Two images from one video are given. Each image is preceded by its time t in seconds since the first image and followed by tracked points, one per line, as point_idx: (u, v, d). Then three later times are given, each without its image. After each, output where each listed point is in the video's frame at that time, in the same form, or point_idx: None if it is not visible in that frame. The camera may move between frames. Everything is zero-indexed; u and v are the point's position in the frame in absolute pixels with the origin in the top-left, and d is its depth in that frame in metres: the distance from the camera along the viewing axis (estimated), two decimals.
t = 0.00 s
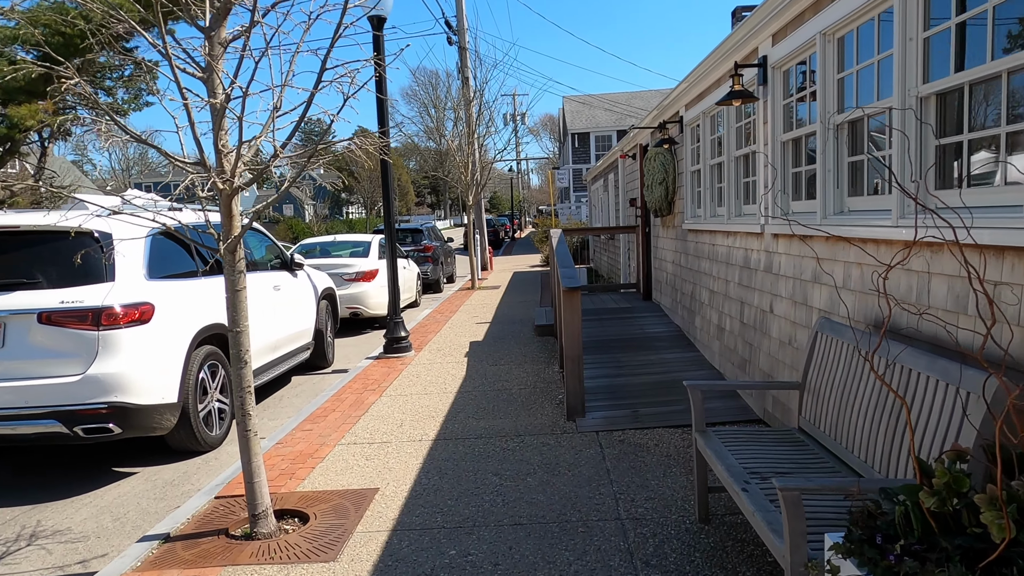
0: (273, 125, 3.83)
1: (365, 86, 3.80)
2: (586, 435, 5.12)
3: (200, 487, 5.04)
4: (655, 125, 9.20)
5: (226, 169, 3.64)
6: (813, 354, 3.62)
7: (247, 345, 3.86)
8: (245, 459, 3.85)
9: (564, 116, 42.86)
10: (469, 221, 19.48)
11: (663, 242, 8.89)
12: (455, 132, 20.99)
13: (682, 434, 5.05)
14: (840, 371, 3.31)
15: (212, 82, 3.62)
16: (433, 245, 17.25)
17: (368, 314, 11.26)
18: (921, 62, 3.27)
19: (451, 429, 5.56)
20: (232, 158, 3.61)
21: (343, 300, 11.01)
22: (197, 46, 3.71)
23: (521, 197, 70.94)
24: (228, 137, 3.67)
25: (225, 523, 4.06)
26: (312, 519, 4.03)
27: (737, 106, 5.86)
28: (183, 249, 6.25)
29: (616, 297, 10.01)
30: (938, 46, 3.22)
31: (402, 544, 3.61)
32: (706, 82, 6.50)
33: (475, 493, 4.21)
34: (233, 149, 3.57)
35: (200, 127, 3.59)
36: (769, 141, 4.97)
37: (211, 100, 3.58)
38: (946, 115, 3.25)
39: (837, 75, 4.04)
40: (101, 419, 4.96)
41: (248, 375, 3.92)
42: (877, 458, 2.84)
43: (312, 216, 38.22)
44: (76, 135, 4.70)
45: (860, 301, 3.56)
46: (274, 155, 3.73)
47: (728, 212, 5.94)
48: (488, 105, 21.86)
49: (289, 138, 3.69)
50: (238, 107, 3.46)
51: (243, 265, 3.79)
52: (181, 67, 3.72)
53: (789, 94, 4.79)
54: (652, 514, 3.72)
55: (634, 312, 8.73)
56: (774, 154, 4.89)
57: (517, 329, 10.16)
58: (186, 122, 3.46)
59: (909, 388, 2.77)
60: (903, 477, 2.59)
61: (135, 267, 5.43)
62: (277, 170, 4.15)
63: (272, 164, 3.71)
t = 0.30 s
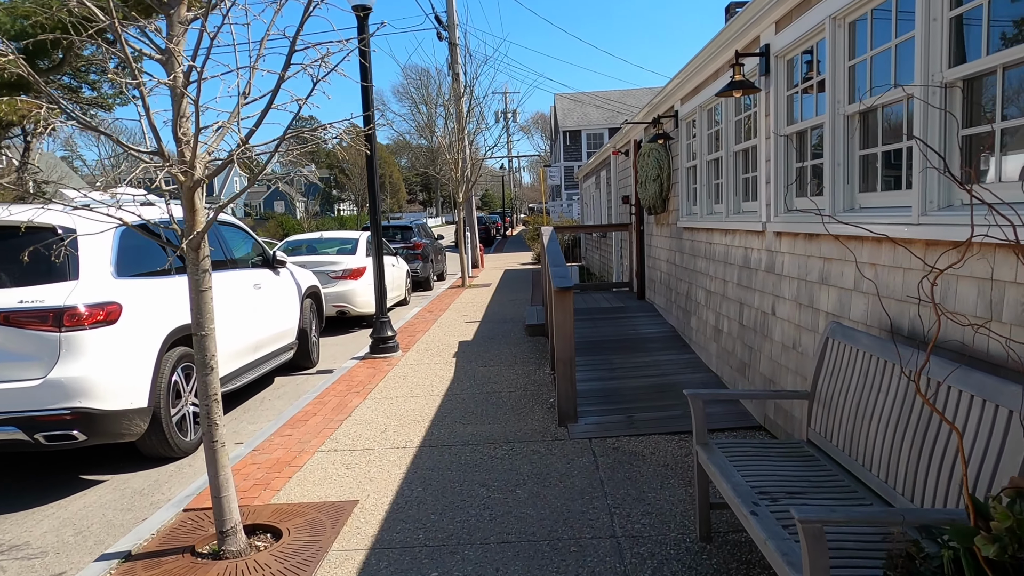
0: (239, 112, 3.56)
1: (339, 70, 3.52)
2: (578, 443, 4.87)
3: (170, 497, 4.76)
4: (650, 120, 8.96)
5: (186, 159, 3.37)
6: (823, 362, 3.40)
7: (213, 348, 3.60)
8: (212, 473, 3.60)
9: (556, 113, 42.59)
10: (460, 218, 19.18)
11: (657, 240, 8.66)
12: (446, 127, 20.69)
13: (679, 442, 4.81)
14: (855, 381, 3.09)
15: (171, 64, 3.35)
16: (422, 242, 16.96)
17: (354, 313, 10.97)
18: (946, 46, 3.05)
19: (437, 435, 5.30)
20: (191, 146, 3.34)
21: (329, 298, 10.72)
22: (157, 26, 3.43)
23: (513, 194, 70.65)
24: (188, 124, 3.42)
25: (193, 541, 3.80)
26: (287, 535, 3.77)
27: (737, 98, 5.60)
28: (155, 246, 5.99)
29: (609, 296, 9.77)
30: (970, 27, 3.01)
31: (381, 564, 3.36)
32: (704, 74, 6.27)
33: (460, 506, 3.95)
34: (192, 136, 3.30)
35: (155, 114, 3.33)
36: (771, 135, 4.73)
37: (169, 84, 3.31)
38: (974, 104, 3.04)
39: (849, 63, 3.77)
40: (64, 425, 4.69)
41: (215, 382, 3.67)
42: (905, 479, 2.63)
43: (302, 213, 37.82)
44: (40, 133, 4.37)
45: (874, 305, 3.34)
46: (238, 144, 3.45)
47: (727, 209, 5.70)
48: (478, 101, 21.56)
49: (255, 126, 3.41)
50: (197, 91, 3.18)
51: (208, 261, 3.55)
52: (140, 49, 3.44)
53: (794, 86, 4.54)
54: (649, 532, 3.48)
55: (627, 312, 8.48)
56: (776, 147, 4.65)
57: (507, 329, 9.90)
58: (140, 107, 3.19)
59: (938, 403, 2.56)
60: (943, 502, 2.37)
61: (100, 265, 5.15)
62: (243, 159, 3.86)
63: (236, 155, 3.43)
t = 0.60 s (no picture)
0: (212, 105, 3.29)
1: (318, 58, 3.24)
2: (578, 459, 4.61)
3: (144, 515, 4.47)
4: (651, 117, 8.68)
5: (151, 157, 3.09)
6: (848, 381, 3.15)
7: (184, 360, 3.33)
8: (183, 495, 3.33)
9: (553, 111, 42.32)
10: (456, 216, 18.90)
11: (659, 241, 8.39)
12: (441, 125, 20.40)
13: (686, 458, 4.55)
14: (888, 405, 2.84)
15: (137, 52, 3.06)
16: (418, 241, 16.67)
17: (347, 314, 10.69)
18: (990, 33, 2.74)
19: (429, 447, 5.02)
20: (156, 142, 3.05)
21: (321, 299, 10.43)
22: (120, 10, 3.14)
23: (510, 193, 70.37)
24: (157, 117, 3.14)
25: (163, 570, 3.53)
26: (265, 561, 3.50)
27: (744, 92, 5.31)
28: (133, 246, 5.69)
29: (609, 299, 9.51)
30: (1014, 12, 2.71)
31: None
32: (710, 68, 5.98)
33: (452, 529, 3.69)
34: (158, 131, 3.02)
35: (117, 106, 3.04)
36: (783, 132, 4.44)
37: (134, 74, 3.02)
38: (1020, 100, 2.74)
39: (874, 53, 3.47)
40: (32, 437, 4.38)
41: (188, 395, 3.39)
42: (957, 522, 2.38)
43: (296, 210, 37.44)
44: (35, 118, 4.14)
45: (902, 319, 3.09)
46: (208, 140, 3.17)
47: (733, 210, 5.43)
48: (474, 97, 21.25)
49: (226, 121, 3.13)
50: (162, 80, 2.89)
51: (179, 266, 3.28)
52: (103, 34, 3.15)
53: (809, 80, 4.23)
54: (657, 562, 3.22)
55: (628, 315, 8.22)
56: (787, 146, 4.37)
57: (504, 331, 9.64)
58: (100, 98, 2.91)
59: (987, 438, 2.31)
60: (1009, 557, 2.12)
61: (72, 267, 4.84)
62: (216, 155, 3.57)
63: (205, 151, 3.15)
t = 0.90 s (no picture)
0: (187, 91, 2.98)
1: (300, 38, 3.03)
2: (584, 478, 4.30)
3: (116, 537, 4.14)
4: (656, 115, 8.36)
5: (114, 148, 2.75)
6: (891, 401, 2.83)
7: (153, 375, 2.99)
8: (151, 523, 2.99)
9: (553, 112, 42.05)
10: (454, 218, 18.59)
11: (665, 244, 8.08)
12: (440, 125, 20.09)
13: (700, 478, 4.23)
14: (939, 429, 2.52)
15: (101, 32, 2.74)
16: (415, 243, 16.35)
17: (341, 318, 10.36)
18: None
19: (424, 464, 4.70)
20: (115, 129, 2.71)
21: (314, 302, 10.13)
22: None
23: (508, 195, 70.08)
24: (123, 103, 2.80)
25: None
26: None
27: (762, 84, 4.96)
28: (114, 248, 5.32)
29: (612, 303, 9.20)
30: None
31: None
32: (725, 62, 5.65)
33: (448, 558, 3.37)
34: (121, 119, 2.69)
35: (79, 91, 2.72)
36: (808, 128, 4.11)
37: (97, 56, 2.70)
38: None
39: (916, 38, 3.06)
40: None
41: (158, 412, 3.06)
42: None
43: (294, 211, 37.12)
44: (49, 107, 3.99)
45: (951, 333, 2.78)
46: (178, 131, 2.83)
47: (748, 211, 5.11)
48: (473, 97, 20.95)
49: (199, 109, 2.81)
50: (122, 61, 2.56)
51: (147, 269, 2.95)
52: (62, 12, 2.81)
53: (837, 70, 3.89)
54: None
55: (632, 321, 7.90)
56: (810, 143, 4.04)
57: (503, 337, 9.33)
58: (58, 81, 2.58)
59: None
60: None
61: (44, 268, 4.48)
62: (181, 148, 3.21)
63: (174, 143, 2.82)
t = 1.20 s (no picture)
0: (154, 87, 2.68)
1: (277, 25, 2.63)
2: (593, 503, 4.00)
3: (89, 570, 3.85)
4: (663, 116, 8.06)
5: (68, 150, 2.44)
6: (941, 431, 2.53)
7: (117, 402, 2.71)
8: (115, 566, 2.75)
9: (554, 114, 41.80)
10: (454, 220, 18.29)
11: (672, 249, 7.79)
12: (440, 126, 19.80)
13: (717, 504, 3.92)
14: (1001, 470, 2.22)
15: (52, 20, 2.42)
16: (414, 247, 16.05)
17: (338, 325, 10.06)
18: None
19: (421, 487, 4.40)
20: (68, 128, 2.41)
21: (310, 309, 9.81)
22: None
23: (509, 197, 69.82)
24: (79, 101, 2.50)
25: None
26: None
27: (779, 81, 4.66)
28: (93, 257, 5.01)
29: (617, 310, 8.91)
30: None
31: None
32: (739, 59, 5.34)
33: None
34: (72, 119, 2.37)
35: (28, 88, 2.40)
36: (833, 128, 3.81)
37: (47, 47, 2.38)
38: None
39: (962, 29, 2.74)
40: None
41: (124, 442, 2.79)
42: None
43: (293, 214, 36.85)
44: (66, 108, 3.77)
45: (1009, 355, 2.48)
46: (141, 132, 2.52)
47: (765, 217, 4.81)
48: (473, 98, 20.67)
49: (166, 107, 2.51)
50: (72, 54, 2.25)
51: (111, 287, 2.67)
52: None
53: (867, 66, 3.58)
54: None
55: (639, 330, 7.60)
56: (836, 145, 3.74)
57: (505, 345, 9.03)
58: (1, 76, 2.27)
59: None
60: None
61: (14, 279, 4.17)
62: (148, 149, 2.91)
63: (138, 145, 2.51)
